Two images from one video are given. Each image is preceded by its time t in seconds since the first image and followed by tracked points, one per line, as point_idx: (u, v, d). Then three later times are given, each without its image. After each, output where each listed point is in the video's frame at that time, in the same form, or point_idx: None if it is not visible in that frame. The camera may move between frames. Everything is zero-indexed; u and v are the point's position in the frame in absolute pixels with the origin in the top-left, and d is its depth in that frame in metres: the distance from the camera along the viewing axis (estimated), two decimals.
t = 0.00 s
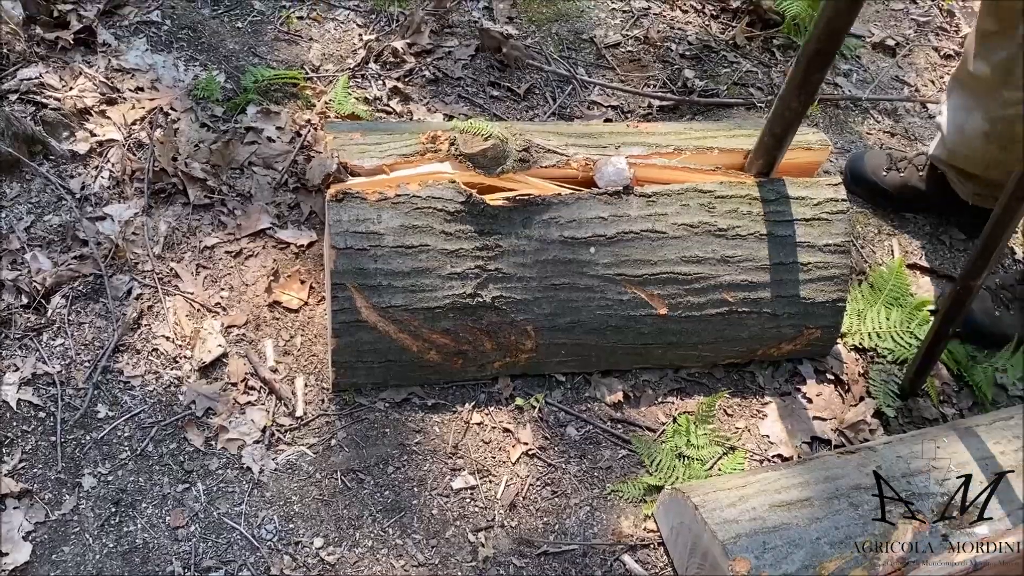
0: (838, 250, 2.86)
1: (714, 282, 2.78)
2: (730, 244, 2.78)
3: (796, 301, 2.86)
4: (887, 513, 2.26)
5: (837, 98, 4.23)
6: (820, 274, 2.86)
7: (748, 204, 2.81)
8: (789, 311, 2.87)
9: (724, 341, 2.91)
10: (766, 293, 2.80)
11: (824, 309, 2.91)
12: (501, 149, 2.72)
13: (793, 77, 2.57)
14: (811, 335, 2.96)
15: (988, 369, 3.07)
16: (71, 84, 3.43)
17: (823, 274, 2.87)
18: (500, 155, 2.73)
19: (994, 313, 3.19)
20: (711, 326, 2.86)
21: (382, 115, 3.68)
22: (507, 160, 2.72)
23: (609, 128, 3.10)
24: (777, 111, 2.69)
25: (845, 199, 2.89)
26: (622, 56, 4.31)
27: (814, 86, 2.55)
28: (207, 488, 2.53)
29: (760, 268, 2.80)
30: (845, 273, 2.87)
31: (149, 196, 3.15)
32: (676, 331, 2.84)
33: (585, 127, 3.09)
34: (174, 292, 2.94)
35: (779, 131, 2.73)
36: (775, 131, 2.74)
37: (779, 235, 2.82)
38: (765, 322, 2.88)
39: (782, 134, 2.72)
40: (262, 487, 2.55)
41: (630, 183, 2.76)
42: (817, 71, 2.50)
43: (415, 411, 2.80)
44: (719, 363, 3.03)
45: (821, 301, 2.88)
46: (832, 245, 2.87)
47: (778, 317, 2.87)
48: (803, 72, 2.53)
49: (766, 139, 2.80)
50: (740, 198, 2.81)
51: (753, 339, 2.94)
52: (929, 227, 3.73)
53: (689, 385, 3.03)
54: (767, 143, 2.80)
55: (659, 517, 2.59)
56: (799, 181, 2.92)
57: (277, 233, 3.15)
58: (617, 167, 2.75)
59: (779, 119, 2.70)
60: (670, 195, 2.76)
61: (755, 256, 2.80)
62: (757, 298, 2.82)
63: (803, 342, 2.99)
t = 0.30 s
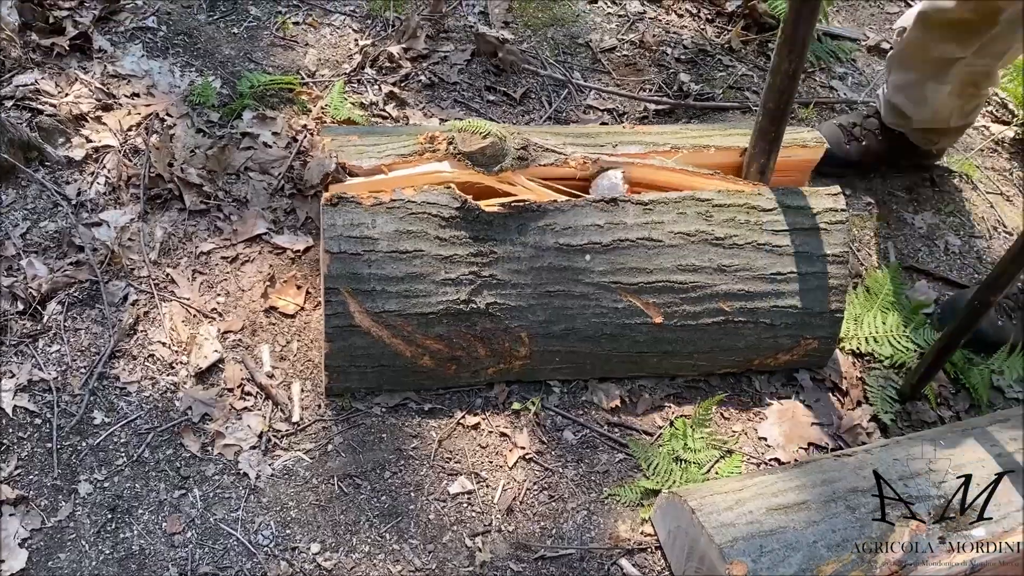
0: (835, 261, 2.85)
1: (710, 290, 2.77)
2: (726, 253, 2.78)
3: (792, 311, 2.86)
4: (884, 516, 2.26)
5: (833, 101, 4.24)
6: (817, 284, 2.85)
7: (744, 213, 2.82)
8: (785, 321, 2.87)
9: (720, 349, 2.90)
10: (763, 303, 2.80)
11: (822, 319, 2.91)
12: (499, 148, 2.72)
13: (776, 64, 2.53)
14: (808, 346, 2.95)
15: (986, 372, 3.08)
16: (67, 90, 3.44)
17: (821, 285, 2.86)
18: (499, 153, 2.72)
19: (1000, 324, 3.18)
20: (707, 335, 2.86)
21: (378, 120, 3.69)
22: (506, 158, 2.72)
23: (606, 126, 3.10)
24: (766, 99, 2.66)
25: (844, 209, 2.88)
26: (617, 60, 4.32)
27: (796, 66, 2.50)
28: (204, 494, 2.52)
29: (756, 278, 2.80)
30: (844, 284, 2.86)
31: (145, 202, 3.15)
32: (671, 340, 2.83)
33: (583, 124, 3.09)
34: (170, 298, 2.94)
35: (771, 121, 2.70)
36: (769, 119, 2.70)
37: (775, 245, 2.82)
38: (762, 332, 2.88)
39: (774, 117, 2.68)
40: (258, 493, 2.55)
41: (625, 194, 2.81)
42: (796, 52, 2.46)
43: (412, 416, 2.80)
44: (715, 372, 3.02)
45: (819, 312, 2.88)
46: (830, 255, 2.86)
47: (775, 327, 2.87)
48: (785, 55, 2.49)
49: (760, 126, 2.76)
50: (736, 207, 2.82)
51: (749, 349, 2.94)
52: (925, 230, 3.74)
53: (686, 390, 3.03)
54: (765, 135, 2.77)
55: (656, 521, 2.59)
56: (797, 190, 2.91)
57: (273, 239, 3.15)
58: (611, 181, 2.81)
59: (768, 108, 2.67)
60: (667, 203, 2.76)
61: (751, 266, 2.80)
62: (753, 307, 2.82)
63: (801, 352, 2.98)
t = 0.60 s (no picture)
0: (829, 265, 2.85)
1: (705, 294, 2.78)
2: (720, 257, 2.78)
3: (787, 315, 2.86)
4: (880, 518, 2.27)
5: (827, 104, 4.25)
6: (812, 288, 2.86)
7: (739, 216, 2.83)
8: (780, 325, 2.87)
9: (716, 353, 2.90)
10: (758, 307, 2.80)
11: (817, 323, 2.91)
12: (493, 153, 2.73)
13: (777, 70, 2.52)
14: (803, 349, 2.96)
15: (980, 373, 3.09)
16: (62, 96, 3.44)
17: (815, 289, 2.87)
18: (493, 158, 2.74)
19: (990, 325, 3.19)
20: (703, 339, 2.86)
21: (374, 125, 3.69)
22: (500, 163, 2.73)
23: (601, 131, 3.11)
24: (764, 106, 2.66)
25: (838, 213, 2.90)
26: (612, 64, 4.33)
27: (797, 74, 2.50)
28: (200, 500, 2.52)
29: (751, 281, 2.81)
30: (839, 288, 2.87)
31: (140, 207, 3.15)
32: (667, 343, 2.83)
33: (578, 129, 3.10)
34: (166, 304, 2.94)
35: (769, 127, 2.69)
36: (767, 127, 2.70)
37: (769, 248, 2.83)
38: (757, 335, 2.88)
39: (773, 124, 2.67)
40: (255, 498, 2.55)
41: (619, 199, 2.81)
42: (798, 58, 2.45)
43: (408, 421, 2.80)
44: (710, 376, 3.02)
45: (814, 316, 2.88)
46: (824, 258, 2.87)
47: (770, 331, 2.87)
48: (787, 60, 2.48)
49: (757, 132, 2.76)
50: (730, 211, 2.83)
51: (745, 352, 2.94)
52: (920, 232, 3.75)
53: (682, 394, 3.03)
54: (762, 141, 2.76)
55: (653, 524, 2.59)
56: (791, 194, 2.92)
57: (268, 244, 3.15)
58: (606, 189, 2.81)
59: (767, 116, 2.67)
60: (661, 208, 2.77)
61: (745, 269, 2.81)
62: (748, 310, 2.82)
63: (796, 356, 2.98)
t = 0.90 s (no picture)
0: (826, 270, 2.86)
1: (702, 299, 2.78)
2: (717, 262, 2.79)
3: (784, 319, 2.87)
4: (878, 521, 2.26)
5: (823, 106, 4.26)
6: (809, 293, 2.87)
7: (736, 221, 2.83)
8: (777, 329, 2.88)
9: (713, 358, 2.90)
10: (755, 312, 2.81)
11: (814, 327, 2.91)
12: (490, 159, 2.73)
13: (795, 96, 2.51)
14: (800, 353, 2.96)
15: (976, 377, 3.11)
16: (57, 102, 3.43)
17: (812, 294, 2.87)
18: (490, 164, 2.73)
19: (934, 274, 3.31)
20: (701, 344, 2.86)
21: (370, 129, 3.69)
22: (497, 169, 2.72)
23: (598, 136, 3.11)
24: (776, 126, 2.66)
25: (834, 218, 2.90)
26: (608, 67, 4.33)
27: (815, 101, 2.49)
28: (197, 507, 2.51)
29: (747, 287, 2.81)
30: (835, 293, 2.87)
31: (136, 213, 3.15)
32: (664, 348, 2.83)
33: (575, 134, 3.10)
34: (162, 310, 2.93)
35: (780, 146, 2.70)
36: (776, 144, 2.70)
37: (766, 254, 2.83)
38: (754, 340, 2.88)
39: (783, 144, 2.68)
40: (252, 505, 2.54)
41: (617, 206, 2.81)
42: (816, 87, 2.44)
43: (405, 426, 2.80)
44: (708, 380, 3.02)
45: (811, 320, 2.89)
46: (821, 264, 2.87)
47: (767, 335, 2.87)
48: (807, 91, 2.47)
49: (766, 149, 2.77)
50: (728, 216, 2.82)
51: (742, 357, 2.94)
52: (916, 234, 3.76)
53: (679, 398, 3.02)
54: (769, 156, 2.76)
55: (651, 528, 2.59)
56: (787, 199, 2.92)
57: (265, 249, 3.15)
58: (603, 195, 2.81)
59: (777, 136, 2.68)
60: (658, 213, 2.77)
61: (742, 275, 2.81)
62: (746, 315, 2.83)
63: (793, 360, 2.98)
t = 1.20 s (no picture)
0: (822, 270, 2.86)
1: (698, 300, 2.78)
2: (713, 263, 2.79)
3: (780, 320, 2.87)
4: (876, 522, 2.26)
5: (818, 108, 4.26)
6: (805, 292, 2.87)
7: (731, 222, 2.82)
8: (773, 330, 2.88)
9: (709, 359, 2.90)
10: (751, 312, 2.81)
11: (810, 327, 2.92)
12: (485, 161, 2.72)
13: (774, 97, 2.53)
14: (797, 354, 2.96)
15: (971, 376, 3.12)
16: (51, 106, 3.42)
17: (808, 294, 2.87)
18: (485, 166, 2.73)
19: (884, 249, 3.47)
20: (697, 345, 2.86)
21: (365, 132, 3.69)
22: (492, 171, 2.72)
23: (593, 138, 3.12)
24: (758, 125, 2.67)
25: (830, 218, 2.91)
26: (603, 70, 4.33)
27: (795, 99, 2.50)
28: (194, 512, 2.50)
29: (743, 287, 2.81)
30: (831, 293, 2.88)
31: (131, 218, 3.14)
32: (660, 350, 2.83)
33: (570, 136, 3.10)
34: (158, 315, 2.92)
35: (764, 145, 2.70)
36: (761, 143, 2.71)
37: (762, 254, 2.83)
38: (751, 341, 2.88)
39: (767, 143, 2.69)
40: (248, 509, 2.53)
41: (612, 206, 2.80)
42: (794, 85, 2.46)
43: (401, 430, 2.79)
44: (705, 382, 3.02)
45: (807, 321, 2.89)
46: (817, 264, 2.87)
47: (764, 336, 2.87)
48: (785, 90, 2.49)
49: (750, 149, 2.78)
50: (723, 217, 2.82)
51: (738, 358, 2.94)
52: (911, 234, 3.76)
53: (676, 400, 3.02)
54: (754, 153, 2.76)
55: (648, 531, 2.58)
56: (782, 199, 2.92)
57: (260, 253, 3.14)
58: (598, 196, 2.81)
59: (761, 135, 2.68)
60: (654, 214, 2.77)
61: (738, 275, 2.81)
62: (742, 316, 2.83)
63: (790, 361, 2.98)
